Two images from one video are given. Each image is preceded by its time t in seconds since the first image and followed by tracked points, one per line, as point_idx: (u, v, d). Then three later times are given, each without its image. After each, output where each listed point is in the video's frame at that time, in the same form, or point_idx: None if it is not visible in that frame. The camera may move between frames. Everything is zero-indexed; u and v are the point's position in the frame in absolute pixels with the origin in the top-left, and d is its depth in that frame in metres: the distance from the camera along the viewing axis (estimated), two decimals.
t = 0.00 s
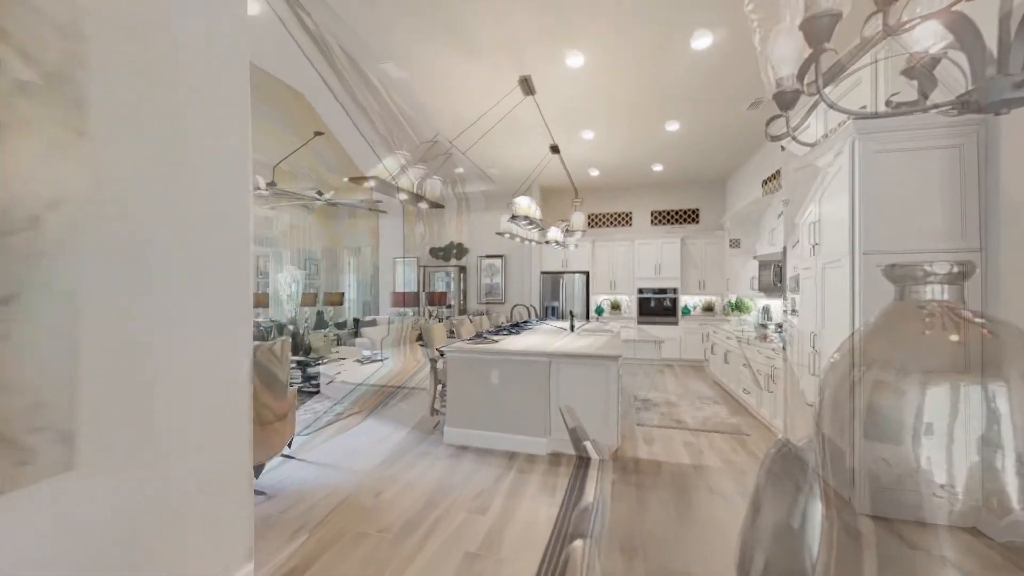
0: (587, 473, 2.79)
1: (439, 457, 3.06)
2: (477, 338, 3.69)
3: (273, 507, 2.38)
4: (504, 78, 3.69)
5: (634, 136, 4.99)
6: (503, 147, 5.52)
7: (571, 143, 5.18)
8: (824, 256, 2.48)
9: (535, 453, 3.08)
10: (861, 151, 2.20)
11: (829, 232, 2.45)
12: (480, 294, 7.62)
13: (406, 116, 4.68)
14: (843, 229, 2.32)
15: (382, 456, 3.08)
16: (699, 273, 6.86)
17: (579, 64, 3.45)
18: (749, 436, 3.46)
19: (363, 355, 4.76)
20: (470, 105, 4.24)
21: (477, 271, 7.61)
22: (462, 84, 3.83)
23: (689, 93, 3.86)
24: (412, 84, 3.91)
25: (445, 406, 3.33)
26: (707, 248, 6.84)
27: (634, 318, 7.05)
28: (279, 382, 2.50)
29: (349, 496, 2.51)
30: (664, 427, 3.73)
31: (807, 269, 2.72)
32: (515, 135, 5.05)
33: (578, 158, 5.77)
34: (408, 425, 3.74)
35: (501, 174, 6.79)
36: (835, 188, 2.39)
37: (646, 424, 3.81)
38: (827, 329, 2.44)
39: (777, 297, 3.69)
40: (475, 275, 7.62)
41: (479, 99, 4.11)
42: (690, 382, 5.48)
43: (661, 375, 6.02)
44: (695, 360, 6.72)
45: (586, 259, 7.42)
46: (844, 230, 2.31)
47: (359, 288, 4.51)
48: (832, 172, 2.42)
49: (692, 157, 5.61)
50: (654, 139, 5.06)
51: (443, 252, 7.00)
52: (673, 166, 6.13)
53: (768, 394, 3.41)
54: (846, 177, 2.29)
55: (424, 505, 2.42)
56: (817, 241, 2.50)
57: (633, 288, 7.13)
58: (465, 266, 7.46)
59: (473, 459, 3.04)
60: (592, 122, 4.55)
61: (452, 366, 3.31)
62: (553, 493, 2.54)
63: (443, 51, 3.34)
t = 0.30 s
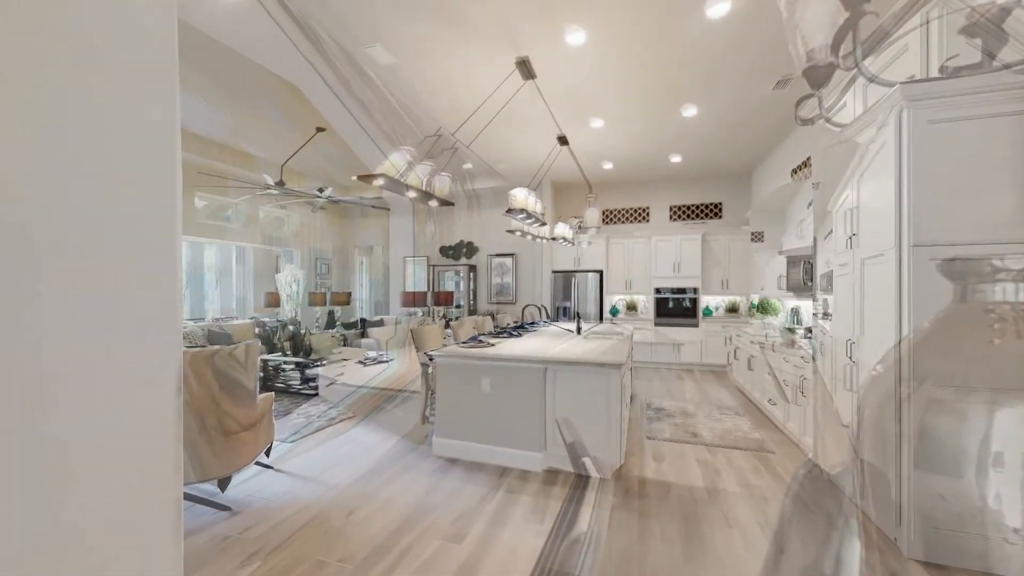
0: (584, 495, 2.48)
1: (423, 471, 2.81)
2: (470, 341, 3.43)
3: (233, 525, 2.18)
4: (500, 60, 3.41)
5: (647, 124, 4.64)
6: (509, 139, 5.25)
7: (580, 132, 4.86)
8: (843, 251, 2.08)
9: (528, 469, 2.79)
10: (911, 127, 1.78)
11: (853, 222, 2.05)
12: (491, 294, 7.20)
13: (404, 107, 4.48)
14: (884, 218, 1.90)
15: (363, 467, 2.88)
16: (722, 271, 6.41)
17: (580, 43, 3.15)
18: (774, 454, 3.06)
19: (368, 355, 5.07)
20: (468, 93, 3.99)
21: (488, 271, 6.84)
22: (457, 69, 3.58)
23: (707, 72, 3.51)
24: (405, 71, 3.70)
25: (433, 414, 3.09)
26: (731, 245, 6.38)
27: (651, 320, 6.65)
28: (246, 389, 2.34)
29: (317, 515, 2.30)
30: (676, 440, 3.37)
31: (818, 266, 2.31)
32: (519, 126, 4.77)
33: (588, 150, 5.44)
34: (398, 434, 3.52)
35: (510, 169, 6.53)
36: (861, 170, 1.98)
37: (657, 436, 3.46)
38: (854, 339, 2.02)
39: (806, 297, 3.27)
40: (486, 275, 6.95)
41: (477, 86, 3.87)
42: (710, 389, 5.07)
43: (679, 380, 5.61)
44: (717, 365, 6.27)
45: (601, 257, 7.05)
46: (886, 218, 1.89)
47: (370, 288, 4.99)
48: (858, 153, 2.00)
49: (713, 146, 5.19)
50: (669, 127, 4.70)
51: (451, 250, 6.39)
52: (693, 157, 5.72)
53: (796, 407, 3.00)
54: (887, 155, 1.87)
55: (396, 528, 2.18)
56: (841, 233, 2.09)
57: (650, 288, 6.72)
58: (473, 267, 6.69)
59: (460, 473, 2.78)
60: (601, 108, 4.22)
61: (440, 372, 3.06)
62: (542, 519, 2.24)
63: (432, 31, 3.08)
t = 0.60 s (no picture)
0: (571, 526, 2.16)
1: (397, 490, 2.55)
2: (459, 345, 3.15)
3: (178, 549, 2.00)
4: (491, 37, 3.13)
5: (661, 108, 4.26)
6: (513, 130, 4.95)
7: (588, 119, 4.52)
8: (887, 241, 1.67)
9: (514, 491, 2.49)
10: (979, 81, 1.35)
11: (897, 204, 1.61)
12: (501, 294, 7.11)
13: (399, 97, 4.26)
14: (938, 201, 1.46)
15: (335, 484, 2.65)
16: (748, 269, 5.91)
17: (577, 13, 2.83)
18: (802, 480, 2.64)
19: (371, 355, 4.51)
20: (463, 77, 3.73)
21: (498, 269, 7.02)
22: (448, 49, 3.32)
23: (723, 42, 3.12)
24: (394, 55, 3.48)
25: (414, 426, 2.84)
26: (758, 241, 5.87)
27: (670, 321, 6.20)
28: (203, 399, 2.16)
29: (271, 539, 2.07)
30: (688, 459, 2.98)
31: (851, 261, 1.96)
32: (522, 114, 4.48)
33: (599, 139, 5.09)
34: (383, 445, 3.28)
35: (519, 163, 6.24)
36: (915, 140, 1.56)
37: (666, 454, 3.09)
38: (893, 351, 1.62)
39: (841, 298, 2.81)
40: (496, 274, 7.11)
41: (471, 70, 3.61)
42: (733, 399, 4.61)
43: (699, 388, 5.16)
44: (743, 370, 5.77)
45: (615, 255, 6.61)
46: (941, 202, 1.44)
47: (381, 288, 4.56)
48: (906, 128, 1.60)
49: (737, 130, 4.74)
50: (685, 110, 4.29)
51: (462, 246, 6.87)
52: (714, 144, 5.27)
53: (830, 428, 2.57)
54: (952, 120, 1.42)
55: (352, 559, 1.93)
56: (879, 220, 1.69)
57: (669, 287, 6.27)
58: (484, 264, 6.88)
59: (437, 493, 2.51)
60: (608, 89, 3.88)
61: (422, 379, 2.80)
62: (518, 554, 1.94)
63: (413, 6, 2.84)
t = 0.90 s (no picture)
0: (553, 553, 1.94)
1: (373, 503, 2.38)
2: (448, 348, 2.97)
3: (130, 564, 1.87)
4: (481, 20, 2.93)
5: (670, 95, 3.97)
6: (514, 123, 4.75)
7: (592, 110, 4.28)
8: (922, 231, 1.29)
9: (498, 509, 2.29)
10: None
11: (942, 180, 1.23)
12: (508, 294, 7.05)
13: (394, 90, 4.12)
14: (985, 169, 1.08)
15: (309, 494, 2.49)
16: (768, 267, 5.54)
17: None
18: (823, 504, 2.35)
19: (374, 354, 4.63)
20: (456, 66, 3.55)
21: (505, 268, 6.96)
22: (437, 35, 3.15)
23: (737, 18, 2.84)
24: (381, 43, 3.33)
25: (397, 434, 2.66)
26: (780, 237, 5.48)
27: (684, 323, 5.87)
28: (162, 405, 2.05)
29: (228, 558, 1.93)
30: (694, 476, 2.72)
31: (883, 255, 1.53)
32: (522, 105, 4.27)
33: (605, 130, 4.83)
34: (370, 452, 3.12)
35: (525, 159, 6.03)
36: (961, 102, 1.19)
37: (670, 469, 2.82)
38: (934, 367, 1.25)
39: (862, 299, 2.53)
40: (503, 274, 7.11)
41: (465, 57, 3.42)
42: (750, 407, 4.28)
43: (713, 394, 4.84)
44: (763, 375, 5.41)
45: (625, 253, 6.27)
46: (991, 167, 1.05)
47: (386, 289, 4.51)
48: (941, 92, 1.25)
49: (755, 117, 4.40)
50: (697, 97, 4.01)
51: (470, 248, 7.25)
52: (730, 134, 4.94)
53: (854, 446, 2.28)
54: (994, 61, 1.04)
55: None
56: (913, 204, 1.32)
57: (682, 287, 5.93)
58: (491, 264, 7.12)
59: (414, 508, 2.33)
60: (611, 75, 3.63)
61: (405, 385, 2.62)
62: None
63: None
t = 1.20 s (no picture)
0: None
1: (343, 519, 2.22)
2: (431, 351, 2.78)
3: None
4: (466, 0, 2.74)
5: (677, 81, 3.71)
6: (514, 115, 4.53)
7: (594, 98, 4.04)
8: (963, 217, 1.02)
9: (476, 529, 2.09)
10: None
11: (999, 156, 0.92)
12: (515, 293, 7.08)
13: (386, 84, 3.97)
14: None
15: (280, 506, 2.35)
16: (789, 265, 5.17)
17: None
18: (844, 534, 2.06)
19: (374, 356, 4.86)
20: (447, 53, 3.38)
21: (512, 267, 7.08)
22: (421, 19, 2.98)
23: None
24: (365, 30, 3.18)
25: (375, 444, 2.50)
26: (802, 233, 5.11)
27: (697, 324, 5.54)
28: (114, 412, 1.92)
29: None
30: (697, 496, 2.46)
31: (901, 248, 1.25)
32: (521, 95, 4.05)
33: (611, 121, 4.57)
34: (352, 459, 2.97)
35: (529, 154, 5.81)
36: (1008, 56, 0.88)
37: (671, 486, 2.57)
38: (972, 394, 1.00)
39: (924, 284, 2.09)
40: (511, 272, 7.20)
41: (454, 43, 3.23)
42: (766, 416, 3.96)
43: (727, 401, 4.53)
44: (783, 381, 5.05)
45: (635, 251, 5.95)
46: None
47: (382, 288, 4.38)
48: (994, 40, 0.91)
49: (773, 103, 4.07)
50: (706, 82, 3.72)
51: (476, 246, 7.51)
52: (746, 123, 4.61)
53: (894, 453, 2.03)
54: None
55: None
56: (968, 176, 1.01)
57: (695, 286, 5.61)
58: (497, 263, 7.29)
59: (385, 525, 2.16)
60: (611, 59, 3.39)
61: (382, 393, 2.45)
62: None
63: None
